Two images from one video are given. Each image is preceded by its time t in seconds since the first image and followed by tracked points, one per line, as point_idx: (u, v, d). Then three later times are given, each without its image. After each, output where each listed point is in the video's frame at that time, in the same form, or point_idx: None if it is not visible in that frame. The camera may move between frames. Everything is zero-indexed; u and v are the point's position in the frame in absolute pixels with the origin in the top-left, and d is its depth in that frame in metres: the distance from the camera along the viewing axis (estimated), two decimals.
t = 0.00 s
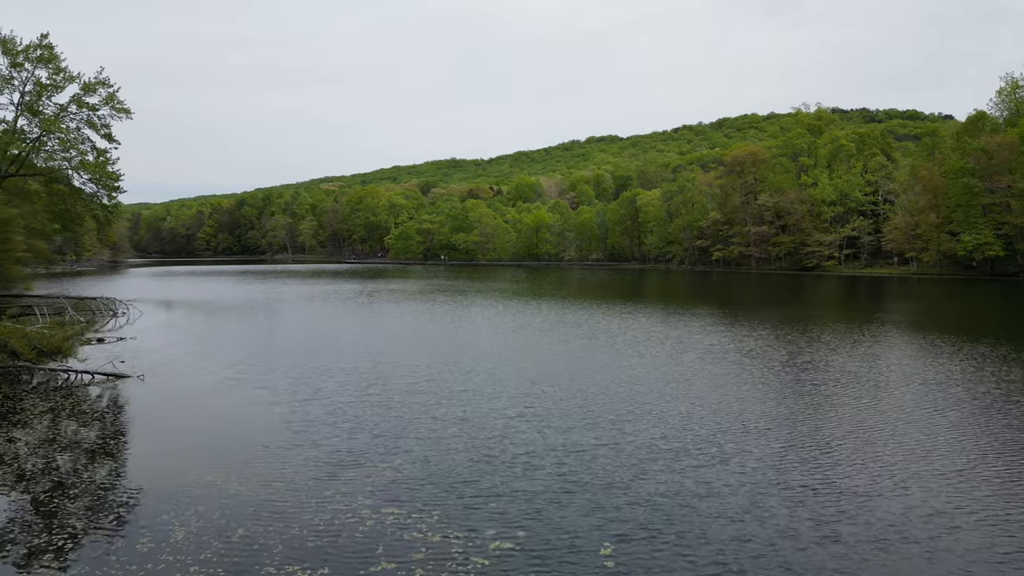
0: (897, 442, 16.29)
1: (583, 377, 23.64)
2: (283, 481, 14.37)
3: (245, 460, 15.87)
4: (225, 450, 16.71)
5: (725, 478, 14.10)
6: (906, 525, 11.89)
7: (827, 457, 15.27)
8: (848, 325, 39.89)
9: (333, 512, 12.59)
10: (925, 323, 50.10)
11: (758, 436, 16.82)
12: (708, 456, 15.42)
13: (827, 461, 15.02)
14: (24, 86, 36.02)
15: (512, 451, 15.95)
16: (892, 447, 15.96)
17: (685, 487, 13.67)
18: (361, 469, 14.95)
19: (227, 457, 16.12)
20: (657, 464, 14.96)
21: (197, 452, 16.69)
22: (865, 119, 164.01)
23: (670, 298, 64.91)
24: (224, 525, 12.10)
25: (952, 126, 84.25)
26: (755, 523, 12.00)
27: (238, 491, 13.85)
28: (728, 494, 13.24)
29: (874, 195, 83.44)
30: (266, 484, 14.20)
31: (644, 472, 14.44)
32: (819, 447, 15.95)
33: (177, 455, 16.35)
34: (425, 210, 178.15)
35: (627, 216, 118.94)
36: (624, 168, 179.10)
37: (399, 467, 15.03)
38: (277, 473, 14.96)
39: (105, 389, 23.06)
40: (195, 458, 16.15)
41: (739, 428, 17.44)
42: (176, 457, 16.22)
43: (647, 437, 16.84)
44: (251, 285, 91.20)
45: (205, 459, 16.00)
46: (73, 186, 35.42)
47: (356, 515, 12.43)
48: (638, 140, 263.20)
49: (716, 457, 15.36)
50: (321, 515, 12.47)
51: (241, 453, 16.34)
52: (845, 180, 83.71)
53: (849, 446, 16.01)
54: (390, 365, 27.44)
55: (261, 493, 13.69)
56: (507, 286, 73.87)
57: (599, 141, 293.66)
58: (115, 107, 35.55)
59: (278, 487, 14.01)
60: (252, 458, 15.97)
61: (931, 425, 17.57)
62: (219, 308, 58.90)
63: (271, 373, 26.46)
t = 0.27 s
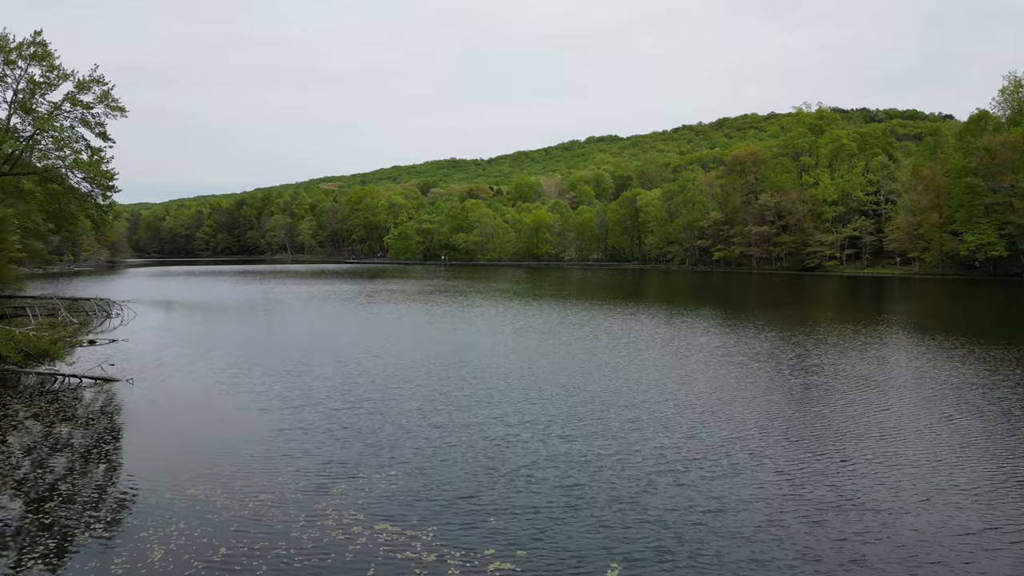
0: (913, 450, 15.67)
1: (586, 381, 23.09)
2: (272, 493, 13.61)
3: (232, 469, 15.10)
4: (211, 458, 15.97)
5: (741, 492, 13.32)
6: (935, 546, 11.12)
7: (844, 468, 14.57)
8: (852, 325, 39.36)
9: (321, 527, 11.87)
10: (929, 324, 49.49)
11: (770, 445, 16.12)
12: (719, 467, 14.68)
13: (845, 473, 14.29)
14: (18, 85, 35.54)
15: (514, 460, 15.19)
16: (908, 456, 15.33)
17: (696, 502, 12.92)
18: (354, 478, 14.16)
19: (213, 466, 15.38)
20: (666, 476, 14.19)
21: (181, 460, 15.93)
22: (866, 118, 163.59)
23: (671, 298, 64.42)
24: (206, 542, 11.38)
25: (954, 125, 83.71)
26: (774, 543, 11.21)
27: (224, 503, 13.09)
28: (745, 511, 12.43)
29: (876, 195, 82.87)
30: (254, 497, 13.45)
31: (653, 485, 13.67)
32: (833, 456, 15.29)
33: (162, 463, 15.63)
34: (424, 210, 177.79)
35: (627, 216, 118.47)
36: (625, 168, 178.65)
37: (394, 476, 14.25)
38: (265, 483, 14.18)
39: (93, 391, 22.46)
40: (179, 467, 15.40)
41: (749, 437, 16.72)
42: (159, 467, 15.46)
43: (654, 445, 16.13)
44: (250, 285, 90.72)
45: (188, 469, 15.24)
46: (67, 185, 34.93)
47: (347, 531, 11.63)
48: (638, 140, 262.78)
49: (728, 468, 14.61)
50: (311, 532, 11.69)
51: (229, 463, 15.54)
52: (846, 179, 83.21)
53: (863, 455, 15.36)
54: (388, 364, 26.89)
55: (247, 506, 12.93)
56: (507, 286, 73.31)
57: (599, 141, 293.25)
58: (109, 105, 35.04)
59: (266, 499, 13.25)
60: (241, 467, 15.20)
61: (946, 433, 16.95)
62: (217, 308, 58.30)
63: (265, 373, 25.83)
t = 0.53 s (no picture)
0: (924, 459, 15.33)
1: (588, 384, 22.80)
2: (265, 507, 13.09)
3: (221, 484, 14.54)
4: (201, 469, 15.41)
5: (754, 507, 12.81)
6: (959, 567, 10.63)
7: (858, 481, 14.08)
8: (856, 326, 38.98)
9: (316, 546, 11.30)
10: (932, 324, 49.19)
11: (781, 454, 15.67)
12: (730, 481, 14.16)
13: (860, 486, 13.82)
14: (10, 82, 35.07)
15: (516, 473, 14.68)
16: (920, 466, 14.98)
17: (707, 519, 12.37)
18: (349, 492, 13.64)
19: (201, 479, 14.77)
20: (674, 491, 13.66)
21: (170, 468, 15.40)
22: (867, 118, 163.31)
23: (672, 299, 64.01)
24: (193, 560, 10.86)
25: (956, 124, 83.35)
26: (791, 565, 10.68)
27: (213, 518, 12.57)
28: (759, 530, 11.89)
29: (877, 195, 82.50)
30: (243, 515, 12.90)
31: (662, 500, 13.13)
32: (844, 467, 14.90)
33: (151, 472, 15.11)
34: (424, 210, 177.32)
35: (627, 216, 118.12)
36: (625, 168, 178.29)
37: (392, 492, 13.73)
38: (259, 497, 13.65)
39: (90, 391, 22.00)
40: (167, 477, 14.86)
41: (758, 446, 16.27)
42: (150, 475, 14.98)
43: (660, 456, 15.64)
44: (249, 285, 90.28)
45: (175, 481, 14.65)
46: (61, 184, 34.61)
47: (340, 553, 11.08)
48: (638, 139, 262.46)
49: (739, 481, 14.11)
50: (303, 552, 11.14)
51: (219, 476, 14.96)
52: (848, 179, 82.88)
53: (875, 465, 14.99)
54: (388, 366, 26.60)
55: (235, 523, 12.39)
56: (507, 287, 72.87)
57: (599, 141, 292.94)
58: (104, 103, 34.62)
59: (257, 514, 12.72)
60: (230, 482, 14.63)
61: (956, 441, 16.64)
62: (214, 309, 57.83)
63: (262, 377, 25.34)
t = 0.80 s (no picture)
0: (942, 465, 14.64)
1: (589, 384, 22.20)
2: (253, 513, 12.30)
3: (202, 490, 13.63)
4: (184, 478, 14.56)
5: (773, 519, 12.00)
6: None
7: (879, 492, 13.25)
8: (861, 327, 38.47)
9: (304, 559, 10.50)
10: (935, 325, 48.77)
11: (794, 460, 14.87)
12: (744, 490, 13.30)
13: (879, 496, 13.02)
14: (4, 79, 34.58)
15: (516, 480, 13.79)
16: (938, 472, 14.28)
17: (721, 534, 11.49)
18: (337, 499, 12.78)
19: (183, 487, 13.93)
20: (685, 501, 12.77)
21: (156, 474, 14.67)
22: (868, 118, 163.07)
23: (673, 299, 63.52)
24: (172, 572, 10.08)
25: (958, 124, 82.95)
26: None
27: (195, 526, 11.82)
28: (777, 546, 11.03)
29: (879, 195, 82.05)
30: (221, 523, 11.99)
31: (672, 513, 12.25)
32: (860, 473, 14.19)
33: (135, 478, 14.43)
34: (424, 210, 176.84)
35: (627, 216, 117.67)
36: (625, 168, 177.92)
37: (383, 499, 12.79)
38: (247, 502, 12.89)
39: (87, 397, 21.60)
40: (153, 482, 14.13)
41: (770, 451, 15.49)
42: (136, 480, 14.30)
43: (667, 461, 14.83)
44: (247, 285, 89.66)
45: (157, 491, 13.82)
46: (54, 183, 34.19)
47: (323, 567, 10.16)
48: (638, 139, 262.25)
49: (755, 489, 13.33)
50: (281, 567, 10.23)
51: (203, 483, 14.11)
52: (849, 178, 82.49)
53: (892, 472, 14.28)
54: (385, 367, 26.02)
55: (210, 532, 11.47)
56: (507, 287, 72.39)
57: (599, 141, 292.58)
58: (98, 101, 34.11)
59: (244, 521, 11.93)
60: (211, 488, 13.72)
61: (977, 445, 15.91)
62: (211, 309, 57.12)
63: (258, 377, 24.64)
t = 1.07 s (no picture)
0: (965, 477, 13.88)
1: (592, 387, 21.57)
2: (238, 516, 11.57)
3: (181, 491, 12.70)
4: (171, 476, 13.66)
5: (790, 532, 11.25)
6: None
7: (906, 507, 12.36)
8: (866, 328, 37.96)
9: (288, 568, 9.77)
10: (938, 325, 48.31)
11: (812, 471, 14.01)
12: (762, 504, 12.37)
13: (903, 508, 12.26)
14: None
15: (516, 488, 12.86)
16: (961, 483, 13.55)
17: (741, 553, 10.55)
18: (326, 506, 12.06)
19: (168, 486, 13.02)
20: (700, 515, 11.83)
21: (143, 471, 14.01)
22: (868, 118, 162.79)
23: (675, 300, 63.01)
24: None
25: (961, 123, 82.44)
26: None
27: (176, 528, 11.12)
28: (796, 562, 10.29)
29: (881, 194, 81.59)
30: (198, 528, 11.05)
31: (686, 529, 11.30)
32: (879, 483, 13.46)
33: (122, 473, 13.79)
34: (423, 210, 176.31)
35: (628, 215, 117.23)
36: (625, 168, 177.51)
37: (373, 508, 11.85)
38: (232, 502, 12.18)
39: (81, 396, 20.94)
40: (139, 479, 13.46)
41: (786, 460, 14.64)
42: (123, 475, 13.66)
43: (678, 470, 13.95)
44: (246, 286, 89.18)
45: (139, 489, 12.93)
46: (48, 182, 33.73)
47: None
48: (638, 139, 261.97)
49: (770, 499, 12.58)
50: None
51: (188, 482, 13.19)
52: (851, 178, 82.05)
53: (912, 482, 13.55)
54: (383, 367, 25.36)
55: (190, 538, 10.70)
56: (508, 287, 71.91)
57: (599, 142, 292.32)
58: (92, 98, 33.65)
59: (227, 524, 11.23)
60: (191, 489, 12.79)
61: (998, 455, 15.24)
62: (208, 309, 56.56)
63: (251, 376, 23.97)
